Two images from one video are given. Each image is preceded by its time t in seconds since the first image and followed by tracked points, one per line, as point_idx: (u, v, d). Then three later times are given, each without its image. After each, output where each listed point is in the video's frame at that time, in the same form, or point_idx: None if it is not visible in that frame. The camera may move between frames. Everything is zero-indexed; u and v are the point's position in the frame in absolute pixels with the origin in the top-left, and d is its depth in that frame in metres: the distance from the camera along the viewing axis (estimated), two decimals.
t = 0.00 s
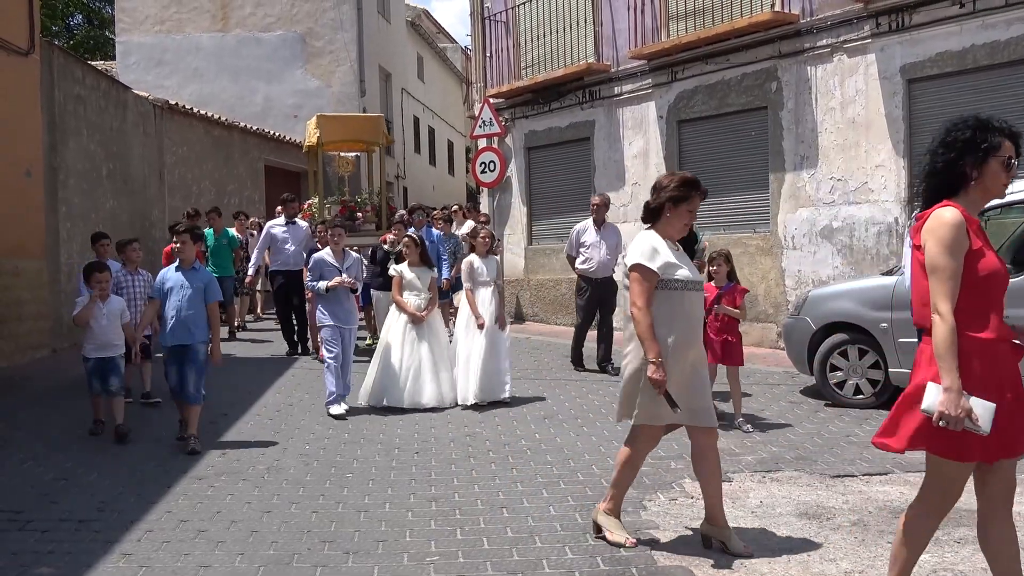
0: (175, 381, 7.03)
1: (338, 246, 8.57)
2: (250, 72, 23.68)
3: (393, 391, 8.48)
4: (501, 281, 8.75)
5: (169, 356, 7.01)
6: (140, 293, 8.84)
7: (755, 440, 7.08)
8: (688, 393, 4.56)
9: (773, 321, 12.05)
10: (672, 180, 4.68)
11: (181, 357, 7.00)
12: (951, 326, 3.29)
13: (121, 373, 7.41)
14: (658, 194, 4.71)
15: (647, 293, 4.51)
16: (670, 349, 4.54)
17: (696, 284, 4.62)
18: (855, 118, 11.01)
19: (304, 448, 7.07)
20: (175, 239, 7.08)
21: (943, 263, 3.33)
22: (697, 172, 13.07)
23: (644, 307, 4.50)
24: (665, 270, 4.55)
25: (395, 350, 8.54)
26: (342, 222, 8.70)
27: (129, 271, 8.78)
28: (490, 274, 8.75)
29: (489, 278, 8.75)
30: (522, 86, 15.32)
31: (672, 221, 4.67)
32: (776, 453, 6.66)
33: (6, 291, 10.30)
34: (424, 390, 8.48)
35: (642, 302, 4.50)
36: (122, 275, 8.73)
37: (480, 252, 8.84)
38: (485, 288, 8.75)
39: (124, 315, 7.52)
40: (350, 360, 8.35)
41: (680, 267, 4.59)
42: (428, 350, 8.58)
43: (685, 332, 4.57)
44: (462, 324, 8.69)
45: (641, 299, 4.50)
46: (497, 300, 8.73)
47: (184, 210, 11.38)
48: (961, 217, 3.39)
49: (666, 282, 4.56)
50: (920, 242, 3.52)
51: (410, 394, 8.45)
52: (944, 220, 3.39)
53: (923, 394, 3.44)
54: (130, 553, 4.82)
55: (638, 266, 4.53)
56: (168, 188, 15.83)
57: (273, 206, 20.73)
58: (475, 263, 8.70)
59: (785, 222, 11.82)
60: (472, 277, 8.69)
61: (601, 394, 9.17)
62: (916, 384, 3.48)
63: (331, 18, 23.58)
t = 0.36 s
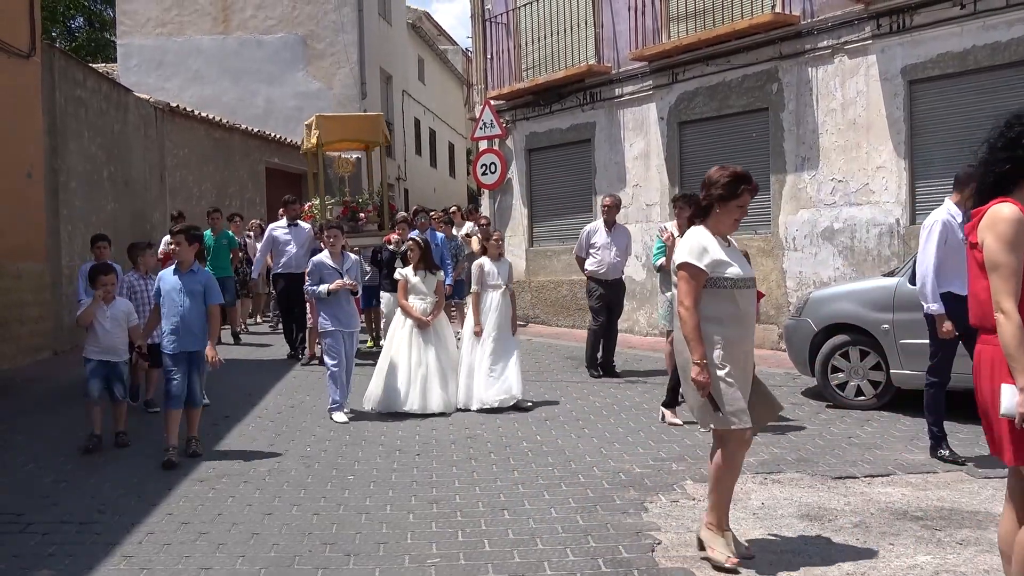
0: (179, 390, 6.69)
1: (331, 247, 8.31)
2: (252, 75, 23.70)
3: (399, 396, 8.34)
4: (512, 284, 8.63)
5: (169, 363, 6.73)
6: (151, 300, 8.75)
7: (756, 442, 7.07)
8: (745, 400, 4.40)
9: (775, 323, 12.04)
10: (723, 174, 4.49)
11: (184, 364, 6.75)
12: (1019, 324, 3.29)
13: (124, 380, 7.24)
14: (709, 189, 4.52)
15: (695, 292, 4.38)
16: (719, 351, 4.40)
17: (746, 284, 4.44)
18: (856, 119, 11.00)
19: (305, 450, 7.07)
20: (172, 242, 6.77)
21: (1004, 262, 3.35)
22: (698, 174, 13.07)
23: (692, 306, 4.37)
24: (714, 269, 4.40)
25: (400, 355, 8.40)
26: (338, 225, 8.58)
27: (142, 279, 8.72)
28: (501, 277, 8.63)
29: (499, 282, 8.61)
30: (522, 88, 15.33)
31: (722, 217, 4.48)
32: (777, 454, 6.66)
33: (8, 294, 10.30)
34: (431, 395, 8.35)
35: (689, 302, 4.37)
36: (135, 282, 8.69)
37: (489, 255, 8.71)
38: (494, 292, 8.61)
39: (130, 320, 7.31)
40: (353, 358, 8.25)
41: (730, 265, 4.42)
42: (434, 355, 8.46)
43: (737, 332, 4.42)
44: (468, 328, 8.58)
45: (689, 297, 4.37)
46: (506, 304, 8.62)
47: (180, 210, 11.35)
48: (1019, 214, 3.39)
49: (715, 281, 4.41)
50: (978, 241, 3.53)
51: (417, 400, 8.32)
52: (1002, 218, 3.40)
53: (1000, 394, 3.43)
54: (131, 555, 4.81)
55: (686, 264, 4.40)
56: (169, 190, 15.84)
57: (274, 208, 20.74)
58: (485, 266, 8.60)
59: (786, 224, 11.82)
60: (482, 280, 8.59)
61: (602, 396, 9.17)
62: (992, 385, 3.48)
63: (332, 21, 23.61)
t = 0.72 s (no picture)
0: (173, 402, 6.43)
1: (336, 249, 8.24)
2: (252, 77, 23.71)
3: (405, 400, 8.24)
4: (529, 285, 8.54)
5: (161, 373, 6.46)
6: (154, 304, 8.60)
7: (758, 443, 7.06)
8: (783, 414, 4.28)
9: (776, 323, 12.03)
10: (767, 180, 4.34)
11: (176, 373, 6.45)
12: None
13: (115, 390, 6.97)
14: (751, 194, 4.37)
15: (734, 302, 4.26)
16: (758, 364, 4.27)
17: (788, 292, 4.30)
18: (857, 120, 10.99)
19: (306, 453, 7.06)
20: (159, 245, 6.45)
21: None
22: (698, 175, 13.06)
23: (730, 316, 4.25)
24: (754, 277, 4.27)
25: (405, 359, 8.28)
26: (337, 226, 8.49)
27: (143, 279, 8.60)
28: (517, 277, 8.58)
29: (514, 282, 8.53)
30: (523, 89, 15.31)
31: (761, 223, 4.37)
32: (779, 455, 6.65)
33: (9, 296, 10.30)
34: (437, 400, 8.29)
35: (727, 311, 4.25)
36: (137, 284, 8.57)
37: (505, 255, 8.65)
38: (509, 292, 8.51)
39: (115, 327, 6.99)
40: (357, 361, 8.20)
41: (771, 272, 4.28)
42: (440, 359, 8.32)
43: (778, 344, 4.28)
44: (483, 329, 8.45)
45: (727, 307, 4.25)
46: (522, 305, 8.48)
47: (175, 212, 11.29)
48: None
49: (755, 289, 4.28)
50: None
51: (423, 404, 8.23)
52: None
53: None
54: (133, 559, 4.80)
55: (725, 272, 4.28)
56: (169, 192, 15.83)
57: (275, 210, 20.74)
58: (502, 266, 8.56)
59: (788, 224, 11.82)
60: (498, 280, 8.53)
61: (604, 397, 9.16)
62: None
63: (333, 23, 23.60)
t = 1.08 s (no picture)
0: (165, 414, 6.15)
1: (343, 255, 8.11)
2: (252, 80, 23.72)
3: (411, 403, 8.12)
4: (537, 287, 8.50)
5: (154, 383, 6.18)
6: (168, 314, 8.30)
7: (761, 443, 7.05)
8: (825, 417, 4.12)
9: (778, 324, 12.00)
10: (811, 173, 4.18)
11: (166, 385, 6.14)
12: None
13: (98, 403, 6.52)
14: (795, 186, 4.21)
15: (776, 299, 4.09)
16: (799, 363, 4.11)
17: (832, 289, 4.15)
18: (857, 119, 10.98)
19: (308, 455, 7.06)
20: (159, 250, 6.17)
21: None
22: (699, 175, 13.06)
23: (771, 314, 4.08)
24: (797, 274, 4.11)
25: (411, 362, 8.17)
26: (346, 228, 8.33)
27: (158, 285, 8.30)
28: (527, 279, 8.51)
29: (525, 283, 8.50)
30: (523, 90, 15.31)
31: (805, 217, 4.20)
32: (781, 455, 6.64)
33: (10, 300, 10.31)
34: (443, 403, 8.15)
35: (769, 309, 4.08)
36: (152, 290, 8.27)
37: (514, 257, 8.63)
38: (518, 293, 8.47)
39: (106, 336, 6.70)
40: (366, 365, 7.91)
41: (814, 268, 4.13)
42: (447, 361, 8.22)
43: (821, 344, 4.12)
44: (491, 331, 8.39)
45: (769, 305, 4.08)
46: (530, 306, 8.44)
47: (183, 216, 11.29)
48: None
49: (798, 286, 4.12)
50: None
51: (429, 407, 8.10)
52: None
53: None
54: (135, 562, 4.80)
55: (767, 267, 4.10)
56: (170, 196, 15.83)
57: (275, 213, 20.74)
58: (511, 266, 8.50)
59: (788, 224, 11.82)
60: (508, 281, 8.48)
61: (606, 398, 9.15)
62: None
63: (332, 25, 23.59)
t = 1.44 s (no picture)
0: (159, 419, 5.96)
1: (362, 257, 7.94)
2: (253, 82, 23.74)
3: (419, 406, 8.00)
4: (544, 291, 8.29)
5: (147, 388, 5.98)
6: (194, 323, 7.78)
7: (762, 443, 7.06)
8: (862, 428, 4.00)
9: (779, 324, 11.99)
10: (853, 173, 3.99)
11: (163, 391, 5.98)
12: None
13: (90, 412, 6.27)
14: (835, 188, 4.03)
15: (810, 307, 3.98)
16: (835, 372, 4.00)
17: (872, 295, 3.99)
18: (857, 119, 10.98)
19: (309, 456, 7.06)
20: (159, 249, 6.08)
21: None
22: (699, 176, 13.06)
23: (806, 322, 3.97)
24: (833, 281, 3.97)
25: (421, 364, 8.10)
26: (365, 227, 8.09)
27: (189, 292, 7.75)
28: (533, 283, 8.28)
29: (533, 287, 8.27)
30: (523, 91, 15.31)
31: (847, 220, 4.02)
32: (782, 455, 6.64)
33: (11, 302, 10.32)
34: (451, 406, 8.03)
35: (803, 317, 3.97)
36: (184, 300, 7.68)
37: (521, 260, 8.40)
38: (527, 297, 8.25)
39: (99, 342, 6.40)
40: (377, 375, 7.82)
41: (852, 275, 3.97)
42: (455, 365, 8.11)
43: (860, 352, 3.98)
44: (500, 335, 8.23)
45: (803, 312, 3.97)
46: (539, 310, 8.22)
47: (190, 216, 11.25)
48: None
49: (834, 293, 3.98)
50: None
51: (437, 411, 7.99)
52: None
53: None
54: (136, 563, 4.80)
55: (802, 275, 3.99)
56: (170, 197, 15.83)
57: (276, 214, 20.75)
58: (516, 270, 8.27)
59: (789, 224, 11.81)
60: (514, 285, 8.25)
61: (606, 398, 9.15)
62: None
63: (332, 26, 23.59)
